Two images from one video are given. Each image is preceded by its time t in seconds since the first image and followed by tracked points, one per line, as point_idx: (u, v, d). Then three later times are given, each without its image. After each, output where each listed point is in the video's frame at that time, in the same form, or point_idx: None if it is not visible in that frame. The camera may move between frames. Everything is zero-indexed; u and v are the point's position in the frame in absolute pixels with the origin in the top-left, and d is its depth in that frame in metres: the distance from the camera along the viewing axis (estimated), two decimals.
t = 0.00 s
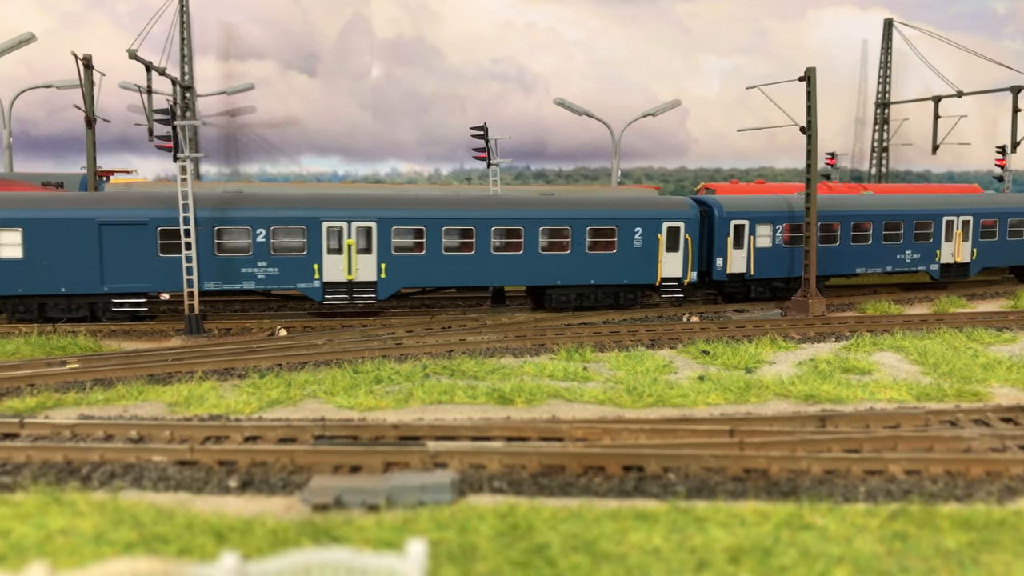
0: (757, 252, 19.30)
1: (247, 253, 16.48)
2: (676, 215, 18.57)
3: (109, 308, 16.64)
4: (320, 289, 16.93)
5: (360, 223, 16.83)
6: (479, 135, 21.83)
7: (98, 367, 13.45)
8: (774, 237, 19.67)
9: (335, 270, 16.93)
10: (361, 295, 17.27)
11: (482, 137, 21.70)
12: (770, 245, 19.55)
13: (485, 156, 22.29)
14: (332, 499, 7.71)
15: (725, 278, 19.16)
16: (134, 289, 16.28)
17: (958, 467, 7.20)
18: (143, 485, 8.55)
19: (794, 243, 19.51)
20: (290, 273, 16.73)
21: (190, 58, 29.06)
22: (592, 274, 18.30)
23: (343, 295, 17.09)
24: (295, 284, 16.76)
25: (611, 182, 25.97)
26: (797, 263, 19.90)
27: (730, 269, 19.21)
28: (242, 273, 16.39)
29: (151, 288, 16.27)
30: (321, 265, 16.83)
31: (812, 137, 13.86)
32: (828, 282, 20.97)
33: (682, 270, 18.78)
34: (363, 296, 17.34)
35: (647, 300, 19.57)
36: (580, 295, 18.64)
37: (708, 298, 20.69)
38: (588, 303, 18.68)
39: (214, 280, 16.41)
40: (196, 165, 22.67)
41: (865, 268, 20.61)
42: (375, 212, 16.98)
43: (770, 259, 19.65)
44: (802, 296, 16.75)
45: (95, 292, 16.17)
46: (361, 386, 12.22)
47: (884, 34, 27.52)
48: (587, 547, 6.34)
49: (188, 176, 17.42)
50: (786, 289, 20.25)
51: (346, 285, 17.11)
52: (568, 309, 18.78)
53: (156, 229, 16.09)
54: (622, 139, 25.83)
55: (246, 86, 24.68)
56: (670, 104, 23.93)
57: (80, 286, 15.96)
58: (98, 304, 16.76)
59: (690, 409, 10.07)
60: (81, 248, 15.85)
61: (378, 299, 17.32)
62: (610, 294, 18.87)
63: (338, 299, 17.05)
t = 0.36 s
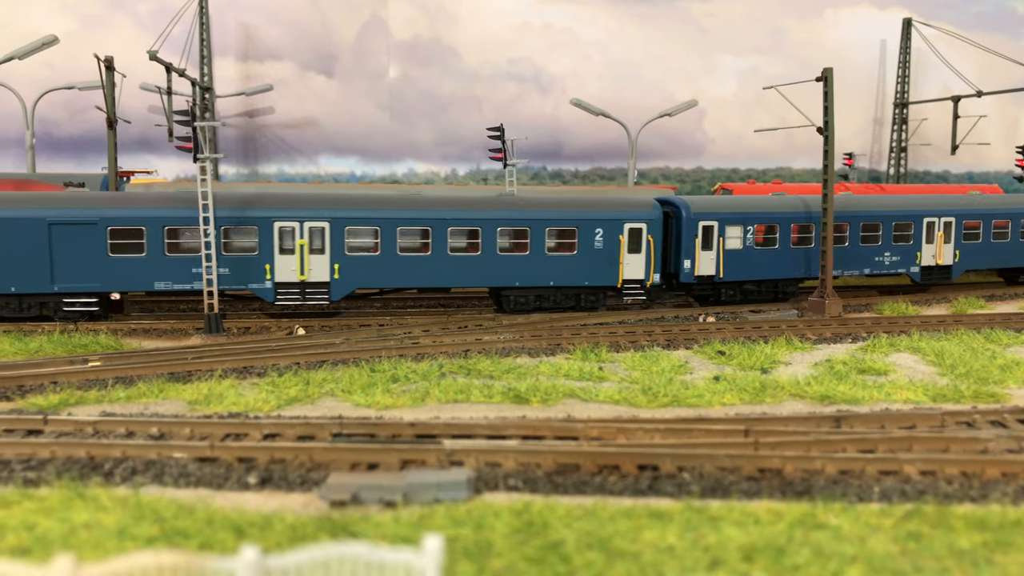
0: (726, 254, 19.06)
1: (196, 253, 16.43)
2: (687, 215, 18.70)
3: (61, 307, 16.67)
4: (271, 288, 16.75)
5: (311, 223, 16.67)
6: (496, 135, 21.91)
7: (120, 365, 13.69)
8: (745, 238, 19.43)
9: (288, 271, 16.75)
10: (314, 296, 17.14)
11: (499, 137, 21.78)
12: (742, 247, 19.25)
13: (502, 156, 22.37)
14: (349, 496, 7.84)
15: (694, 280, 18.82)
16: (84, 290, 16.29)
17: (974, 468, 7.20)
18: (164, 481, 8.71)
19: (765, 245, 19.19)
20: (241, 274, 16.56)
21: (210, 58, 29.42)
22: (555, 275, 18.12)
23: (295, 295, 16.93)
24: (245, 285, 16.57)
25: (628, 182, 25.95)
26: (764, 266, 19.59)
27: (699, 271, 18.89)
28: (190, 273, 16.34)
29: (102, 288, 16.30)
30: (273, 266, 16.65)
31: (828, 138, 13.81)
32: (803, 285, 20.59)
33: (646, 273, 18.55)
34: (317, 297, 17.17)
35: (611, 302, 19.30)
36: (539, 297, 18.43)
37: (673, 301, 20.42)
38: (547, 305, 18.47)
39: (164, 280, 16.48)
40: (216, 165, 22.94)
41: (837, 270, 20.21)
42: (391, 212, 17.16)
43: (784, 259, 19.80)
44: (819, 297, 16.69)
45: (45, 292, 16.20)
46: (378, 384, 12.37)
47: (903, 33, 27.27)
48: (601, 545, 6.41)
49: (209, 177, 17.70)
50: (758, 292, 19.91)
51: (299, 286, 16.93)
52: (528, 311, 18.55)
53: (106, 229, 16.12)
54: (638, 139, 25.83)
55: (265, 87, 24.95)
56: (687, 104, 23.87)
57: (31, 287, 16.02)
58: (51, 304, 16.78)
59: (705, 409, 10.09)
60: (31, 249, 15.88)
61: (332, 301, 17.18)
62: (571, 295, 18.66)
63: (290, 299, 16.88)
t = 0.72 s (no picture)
0: (690, 256, 18.72)
1: (143, 253, 16.53)
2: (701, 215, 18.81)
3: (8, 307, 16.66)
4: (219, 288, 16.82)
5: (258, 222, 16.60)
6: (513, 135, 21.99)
7: (140, 362, 13.91)
8: (712, 240, 19.10)
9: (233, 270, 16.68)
10: (263, 296, 17.08)
11: (515, 137, 21.85)
12: (708, 249, 18.91)
13: (518, 156, 22.44)
14: (366, 493, 7.95)
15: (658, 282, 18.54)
16: (31, 289, 16.32)
17: (989, 469, 7.19)
18: (184, 477, 8.86)
19: (730, 246, 18.88)
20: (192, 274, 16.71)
21: (228, 59, 29.74)
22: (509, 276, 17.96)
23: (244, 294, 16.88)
24: (192, 284, 16.68)
25: (644, 182, 25.92)
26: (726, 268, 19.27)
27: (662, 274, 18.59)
28: (138, 272, 16.45)
29: (49, 288, 16.33)
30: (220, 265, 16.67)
31: (846, 139, 13.74)
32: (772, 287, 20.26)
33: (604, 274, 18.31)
34: (266, 297, 17.10)
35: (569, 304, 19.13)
36: (493, 299, 18.20)
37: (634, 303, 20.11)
38: (501, 306, 18.25)
39: (110, 280, 16.54)
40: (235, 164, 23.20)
41: (801, 272, 19.87)
42: (407, 213, 17.30)
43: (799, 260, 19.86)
44: (836, 297, 16.61)
45: None
46: (395, 383, 12.49)
47: (923, 32, 27.00)
48: (615, 543, 6.45)
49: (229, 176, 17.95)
50: (724, 295, 19.57)
51: (247, 285, 16.88)
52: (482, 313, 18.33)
53: (52, 228, 16.13)
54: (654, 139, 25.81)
55: (283, 87, 25.21)
56: (704, 104, 23.81)
57: None
58: None
59: (720, 409, 10.10)
60: None
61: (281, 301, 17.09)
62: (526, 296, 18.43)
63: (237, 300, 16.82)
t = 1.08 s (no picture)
0: (650, 258, 18.47)
1: (93, 253, 16.79)
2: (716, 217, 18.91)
3: None
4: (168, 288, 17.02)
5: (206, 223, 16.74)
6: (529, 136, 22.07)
7: (160, 361, 14.13)
8: (674, 242, 18.82)
9: (184, 269, 16.96)
10: (212, 296, 17.22)
11: (530, 138, 21.94)
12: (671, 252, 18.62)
13: (534, 157, 22.51)
14: (382, 490, 8.05)
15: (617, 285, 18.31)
16: None
17: (1005, 471, 7.17)
18: (203, 474, 9.02)
19: (691, 249, 18.62)
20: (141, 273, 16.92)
21: (247, 61, 30.07)
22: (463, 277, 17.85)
23: (192, 294, 17.08)
24: (141, 284, 16.91)
25: (659, 183, 25.88)
26: (724, 268, 19.08)
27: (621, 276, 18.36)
28: (86, 272, 16.71)
29: None
30: (168, 265, 16.89)
31: (862, 140, 13.67)
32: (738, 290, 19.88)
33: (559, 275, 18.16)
34: (215, 297, 17.23)
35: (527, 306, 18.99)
36: (445, 300, 18.15)
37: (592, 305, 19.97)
38: (454, 307, 18.15)
39: (59, 280, 16.82)
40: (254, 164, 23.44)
41: (766, 276, 19.43)
42: (420, 214, 17.50)
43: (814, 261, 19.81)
44: (852, 298, 16.52)
45: None
46: (411, 382, 12.61)
47: (941, 32, 26.75)
48: (629, 541, 6.50)
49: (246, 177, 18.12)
50: (686, 298, 19.23)
51: (196, 285, 17.08)
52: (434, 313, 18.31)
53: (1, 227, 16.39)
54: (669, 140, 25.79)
55: (301, 89, 25.47)
56: (721, 104, 23.73)
57: None
58: None
59: (735, 410, 10.11)
60: None
61: (229, 301, 17.18)
62: (479, 298, 18.32)
63: (186, 299, 17.05)
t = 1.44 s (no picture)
0: (608, 259, 18.31)
1: (44, 252, 16.98)
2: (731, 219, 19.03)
3: None
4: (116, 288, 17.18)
5: (158, 222, 16.93)
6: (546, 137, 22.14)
7: (181, 359, 14.35)
8: (634, 243, 18.58)
9: (135, 269, 17.11)
10: (163, 295, 17.38)
11: (547, 139, 22.02)
12: (630, 253, 18.45)
13: (550, 158, 22.59)
14: (399, 487, 8.16)
15: (574, 287, 18.20)
16: None
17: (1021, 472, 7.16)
18: (223, 471, 9.18)
19: (650, 250, 18.45)
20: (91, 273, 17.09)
21: (266, 62, 30.40)
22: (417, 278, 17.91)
23: (143, 294, 17.25)
24: (91, 283, 17.04)
25: (676, 183, 25.82)
26: (684, 270, 18.87)
27: (579, 277, 18.23)
28: (37, 271, 16.90)
29: None
30: (119, 264, 17.06)
31: (880, 140, 13.60)
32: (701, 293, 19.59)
33: (513, 276, 18.15)
34: (166, 297, 17.41)
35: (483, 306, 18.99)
36: (400, 299, 18.21)
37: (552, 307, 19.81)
38: (408, 307, 18.20)
39: (10, 279, 17.02)
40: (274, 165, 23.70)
41: (730, 277, 19.20)
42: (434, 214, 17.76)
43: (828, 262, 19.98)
44: (869, 299, 16.43)
45: None
46: (428, 381, 12.72)
47: (961, 32, 26.49)
48: (643, 539, 6.56)
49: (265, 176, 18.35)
50: (644, 299, 19.01)
51: (146, 284, 17.25)
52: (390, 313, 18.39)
53: None
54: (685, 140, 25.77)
55: (320, 90, 25.72)
56: (738, 104, 23.65)
57: None
58: None
59: (751, 410, 10.11)
60: None
61: (179, 301, 17.36)
62: (434, 298, 18.34)
63: (138, 298, 17.23)
